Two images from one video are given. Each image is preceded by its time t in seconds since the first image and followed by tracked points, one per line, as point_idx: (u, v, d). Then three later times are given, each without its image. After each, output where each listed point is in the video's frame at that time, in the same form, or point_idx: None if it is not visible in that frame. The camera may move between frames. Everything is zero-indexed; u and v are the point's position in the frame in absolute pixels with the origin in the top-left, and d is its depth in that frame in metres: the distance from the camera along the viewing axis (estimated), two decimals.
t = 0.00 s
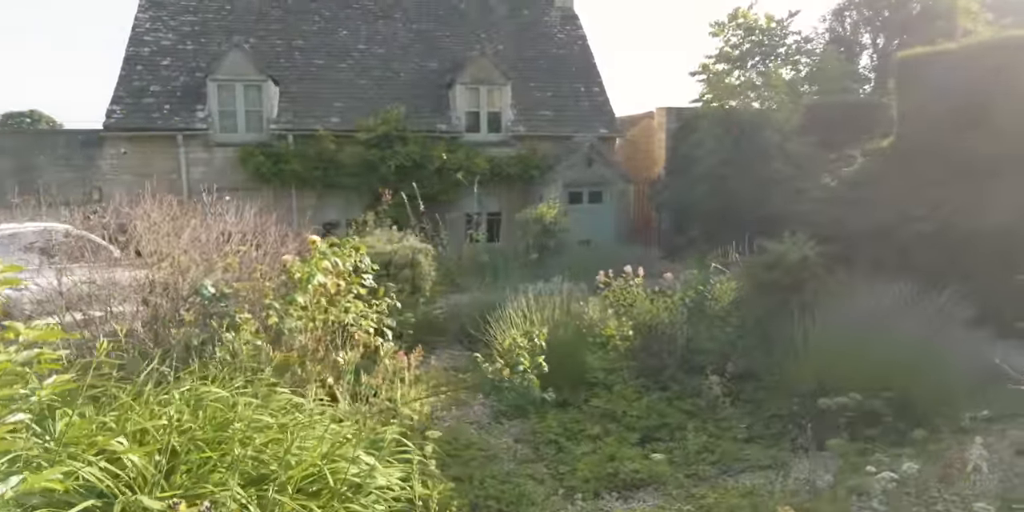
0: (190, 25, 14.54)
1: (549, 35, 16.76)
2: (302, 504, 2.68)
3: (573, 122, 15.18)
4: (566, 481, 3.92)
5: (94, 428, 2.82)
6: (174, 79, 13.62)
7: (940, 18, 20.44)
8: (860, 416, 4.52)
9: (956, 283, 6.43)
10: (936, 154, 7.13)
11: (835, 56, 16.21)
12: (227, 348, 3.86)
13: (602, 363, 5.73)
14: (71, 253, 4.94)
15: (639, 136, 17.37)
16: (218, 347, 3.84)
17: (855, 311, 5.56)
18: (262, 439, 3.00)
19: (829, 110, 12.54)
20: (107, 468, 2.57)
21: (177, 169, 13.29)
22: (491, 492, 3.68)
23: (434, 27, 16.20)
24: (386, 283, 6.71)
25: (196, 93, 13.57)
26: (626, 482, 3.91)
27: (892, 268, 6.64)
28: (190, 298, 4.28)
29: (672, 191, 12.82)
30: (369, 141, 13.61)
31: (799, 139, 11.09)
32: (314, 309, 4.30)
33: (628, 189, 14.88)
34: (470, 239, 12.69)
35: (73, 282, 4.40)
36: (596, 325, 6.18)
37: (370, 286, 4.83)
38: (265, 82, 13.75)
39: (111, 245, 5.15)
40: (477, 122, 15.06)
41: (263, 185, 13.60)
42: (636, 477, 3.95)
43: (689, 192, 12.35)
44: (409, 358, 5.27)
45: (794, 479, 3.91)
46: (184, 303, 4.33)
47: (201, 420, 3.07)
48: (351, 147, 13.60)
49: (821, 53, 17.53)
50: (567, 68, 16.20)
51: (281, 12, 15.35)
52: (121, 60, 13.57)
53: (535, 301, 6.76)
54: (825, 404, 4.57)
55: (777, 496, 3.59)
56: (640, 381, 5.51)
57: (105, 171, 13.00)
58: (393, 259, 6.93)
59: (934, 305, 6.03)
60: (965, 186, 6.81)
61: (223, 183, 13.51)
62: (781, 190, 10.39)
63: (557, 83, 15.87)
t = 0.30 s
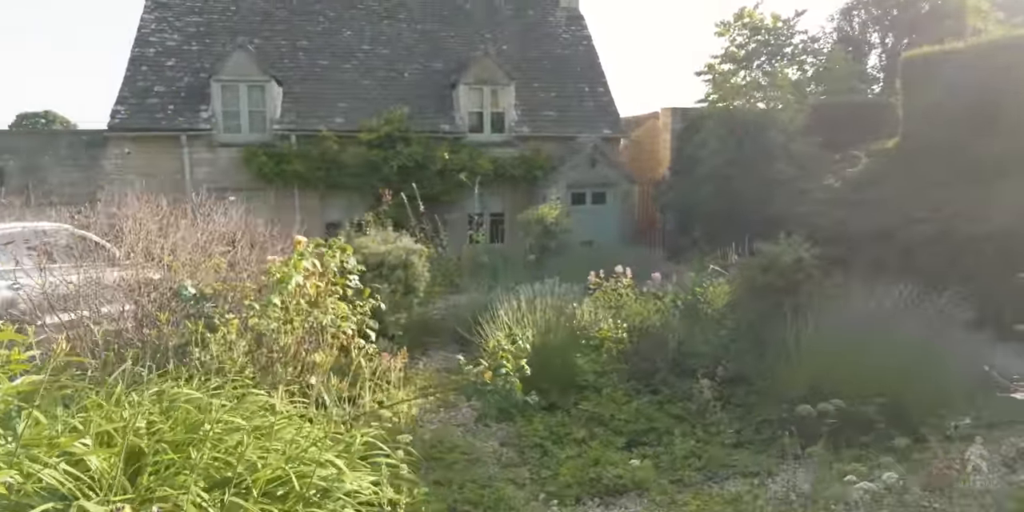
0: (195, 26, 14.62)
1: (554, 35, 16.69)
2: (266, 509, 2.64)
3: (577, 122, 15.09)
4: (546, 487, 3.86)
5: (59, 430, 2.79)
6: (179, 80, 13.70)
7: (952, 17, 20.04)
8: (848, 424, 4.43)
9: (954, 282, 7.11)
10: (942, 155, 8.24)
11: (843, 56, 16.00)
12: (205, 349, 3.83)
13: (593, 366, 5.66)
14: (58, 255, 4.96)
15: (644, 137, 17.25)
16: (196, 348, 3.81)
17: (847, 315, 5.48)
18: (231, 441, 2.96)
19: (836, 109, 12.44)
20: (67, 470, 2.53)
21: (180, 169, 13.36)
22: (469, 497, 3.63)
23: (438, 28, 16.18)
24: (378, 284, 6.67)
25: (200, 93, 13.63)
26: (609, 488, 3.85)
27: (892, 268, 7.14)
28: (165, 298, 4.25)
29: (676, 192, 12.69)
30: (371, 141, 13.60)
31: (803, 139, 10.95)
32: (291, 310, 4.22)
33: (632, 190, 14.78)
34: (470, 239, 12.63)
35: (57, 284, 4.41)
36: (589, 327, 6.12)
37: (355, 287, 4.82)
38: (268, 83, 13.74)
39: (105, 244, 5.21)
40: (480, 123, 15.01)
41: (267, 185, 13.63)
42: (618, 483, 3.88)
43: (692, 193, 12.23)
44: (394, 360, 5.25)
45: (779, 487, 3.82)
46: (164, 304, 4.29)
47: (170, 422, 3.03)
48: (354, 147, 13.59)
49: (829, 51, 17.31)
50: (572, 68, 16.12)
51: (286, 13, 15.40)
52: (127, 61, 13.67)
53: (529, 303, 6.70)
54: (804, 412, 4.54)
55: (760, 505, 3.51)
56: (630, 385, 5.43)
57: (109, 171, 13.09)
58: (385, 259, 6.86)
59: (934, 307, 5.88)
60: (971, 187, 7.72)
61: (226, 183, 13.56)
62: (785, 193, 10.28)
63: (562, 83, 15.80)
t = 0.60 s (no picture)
0: (196, 27, 14.64)
1: (557, 35, 16.58)
2: None
3: (579, 122, 14.97)
4: (522, 494, 3.77)
5: (13, 437, 2.73)
6: (180, 80, 13.72)
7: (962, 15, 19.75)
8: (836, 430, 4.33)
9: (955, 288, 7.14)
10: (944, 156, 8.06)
11: (850, 55, 15.77)
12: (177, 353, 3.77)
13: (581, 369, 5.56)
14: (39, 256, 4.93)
15: (648, 137, 17.11)
16: (167, 352, 3.74)
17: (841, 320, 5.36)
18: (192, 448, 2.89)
19: (840, 109, 12.17)
20: (15, 478, 2.47)
21: (181, 169, 13.37)
22: (442, 505, 3.56)
23: (440, 27, 16.11)
24: (369, 285, 6.59)
25: (201, 94, 13.65)
26: (587, 497, 3.76)
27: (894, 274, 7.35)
28: (140, 298, 4.20)
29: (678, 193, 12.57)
30: (371, 142, 13.56)
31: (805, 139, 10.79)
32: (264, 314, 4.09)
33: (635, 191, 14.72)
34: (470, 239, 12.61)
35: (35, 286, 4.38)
36: (581, 329, 6.02)
37: (337, 289, 4.73)
38: (269, 83, 13.71)
39: (93, 244, 5.20)
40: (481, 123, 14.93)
41: (267, 185, 13.63)
42: (598, 492, 3.79)
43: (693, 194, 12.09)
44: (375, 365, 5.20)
45: (763, 497, 3.71)
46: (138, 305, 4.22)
47: (130, 428, 2.97)
48: (355, 147, 13.56)
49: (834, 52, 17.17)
50: (574, 68, 16.01)
51: (287, 13, 15.39)
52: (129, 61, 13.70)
53: (520, 306, 6.60)
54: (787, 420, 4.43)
55: None
56: (619, 389, 5.33)
57: (110, 171, 13.12)
58: (376, 261, 6.68)
59: (931, 311, 5.74)
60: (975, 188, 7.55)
61: (227, 183, 13.56)
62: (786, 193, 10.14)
63: (564, 83, 15.69)
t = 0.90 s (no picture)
0: (198, 28, 14.70)
1: (559, 35, 16.53)
2: None
3: (581, 122, 14.91)
4: (500, 501, 3.74)
5: None
6: (182, 81, 13.77)
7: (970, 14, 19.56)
8: (819, 439, 4.26)
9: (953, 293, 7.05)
10: (946, 156, 7.91)
11: (854, 54, 15.62)
12: (154, 357, 3.74)
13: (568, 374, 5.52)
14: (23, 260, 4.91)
15: (650, 137, 17.02)
16: (144, 356, 3.72)
17: (831, 326, 5.28)
18: (159, 453, 2.86)
19: (843, 109, 12.07)
20: None
21: (182, 170, 13.41)
22: None
23: (442, 28, 16.09)
24: (360, 287, 6.56)
25: (202, 95, 13.68)
26: (564, 505, 3.71)
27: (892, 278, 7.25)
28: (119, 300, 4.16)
29: (678, 194, 12.47)
30: (371, 143, 13.55)
31: (806, 140, 10.69)
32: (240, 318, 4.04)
33: (636, 192, 14.65)
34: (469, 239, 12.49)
35: (15, 290, 4.34)
36: (572, 332, 5.97)
37: (320, 293, 4.71)
38: (270, 83, 13.73)
39: (82, 242, 5.20)
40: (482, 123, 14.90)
41: (268, 185, 13.65)
42: (575, 499, 3.74)
43: (693, 195, 11.99)
44: (358, 369, 5.19)
45: (744, 506, 3.63)
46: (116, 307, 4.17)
47: (100, 432, 2.95)
48: (355, 148, 13.57)
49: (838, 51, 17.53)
50: (576, 68, 15.95)
51: (289, 14, 15.43)
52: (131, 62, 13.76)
53: (510, 309, 6.57)
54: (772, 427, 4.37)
55: None
56: (606, 394, 5.27)
57: (111, 172, 13.19)
58: (367, 262, 6.71)
59: (925, 315, 5.66)
60: (977, 188, 7.41)
61: (227, 184, 13.59)
62: (786, 195, 10.01)
63: (566, 83, 15.63)
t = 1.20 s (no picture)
0: (197, 30, 14.77)
1: (557, 37, 16.55)
2: None
3: (578, 125, 14.94)
4: (472, 507, 3.78)
5: None
6: (180, 84, 13.83)
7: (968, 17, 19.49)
8: (798, 444, 4.24)
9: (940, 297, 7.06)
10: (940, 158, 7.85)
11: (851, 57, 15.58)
12: (128, 360, 3.77)
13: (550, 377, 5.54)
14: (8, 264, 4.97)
15: (648, 140, 17.00)
16: (117, 359, 3.74)
17: (815, 329, 5.26)
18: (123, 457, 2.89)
19: (839, 111, 12.04)
20: None
21: (180, 172, 13.47)
22: None
23: (440, 30, 16.14)
24: (346, 290, 6.57)
25: (200, 97, 13.73)
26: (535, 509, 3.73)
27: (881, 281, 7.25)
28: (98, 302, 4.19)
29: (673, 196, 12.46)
30: (367, 145, 13.59)
31: (801, 142, 10.67)
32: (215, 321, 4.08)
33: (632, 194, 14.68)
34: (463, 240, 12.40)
35: None
36: (560, 336, 5.99)
37: (300, 296, 4.78)
38: (267, 86, 13.76)
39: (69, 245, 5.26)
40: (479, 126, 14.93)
41: (266, 187, 13.71)
42: (547, 504, 3.75)
43: (689, 197, 11.97)
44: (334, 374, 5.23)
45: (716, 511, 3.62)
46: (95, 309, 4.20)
47: (65, 436, 2.97)
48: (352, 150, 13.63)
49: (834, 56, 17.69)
50: (574, 70, 15.96)
51: (288, 17, 15.51)
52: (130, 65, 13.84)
53: (494, 312, 6.60)
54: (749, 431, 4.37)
55: None
56: (587, 397, 5.29)
57: (110, 174, 13.25)
58: (355, 265, 6.72)
59: (909, 321, 5.66)
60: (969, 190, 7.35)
61: (225, 186, 13.65)
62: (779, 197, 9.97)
63: (564, 85, 15.64)
